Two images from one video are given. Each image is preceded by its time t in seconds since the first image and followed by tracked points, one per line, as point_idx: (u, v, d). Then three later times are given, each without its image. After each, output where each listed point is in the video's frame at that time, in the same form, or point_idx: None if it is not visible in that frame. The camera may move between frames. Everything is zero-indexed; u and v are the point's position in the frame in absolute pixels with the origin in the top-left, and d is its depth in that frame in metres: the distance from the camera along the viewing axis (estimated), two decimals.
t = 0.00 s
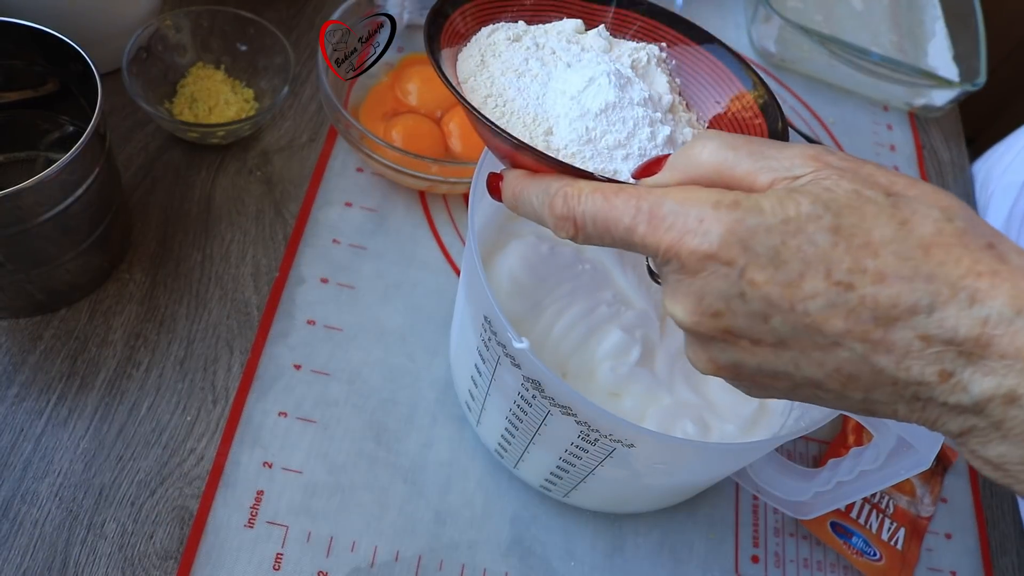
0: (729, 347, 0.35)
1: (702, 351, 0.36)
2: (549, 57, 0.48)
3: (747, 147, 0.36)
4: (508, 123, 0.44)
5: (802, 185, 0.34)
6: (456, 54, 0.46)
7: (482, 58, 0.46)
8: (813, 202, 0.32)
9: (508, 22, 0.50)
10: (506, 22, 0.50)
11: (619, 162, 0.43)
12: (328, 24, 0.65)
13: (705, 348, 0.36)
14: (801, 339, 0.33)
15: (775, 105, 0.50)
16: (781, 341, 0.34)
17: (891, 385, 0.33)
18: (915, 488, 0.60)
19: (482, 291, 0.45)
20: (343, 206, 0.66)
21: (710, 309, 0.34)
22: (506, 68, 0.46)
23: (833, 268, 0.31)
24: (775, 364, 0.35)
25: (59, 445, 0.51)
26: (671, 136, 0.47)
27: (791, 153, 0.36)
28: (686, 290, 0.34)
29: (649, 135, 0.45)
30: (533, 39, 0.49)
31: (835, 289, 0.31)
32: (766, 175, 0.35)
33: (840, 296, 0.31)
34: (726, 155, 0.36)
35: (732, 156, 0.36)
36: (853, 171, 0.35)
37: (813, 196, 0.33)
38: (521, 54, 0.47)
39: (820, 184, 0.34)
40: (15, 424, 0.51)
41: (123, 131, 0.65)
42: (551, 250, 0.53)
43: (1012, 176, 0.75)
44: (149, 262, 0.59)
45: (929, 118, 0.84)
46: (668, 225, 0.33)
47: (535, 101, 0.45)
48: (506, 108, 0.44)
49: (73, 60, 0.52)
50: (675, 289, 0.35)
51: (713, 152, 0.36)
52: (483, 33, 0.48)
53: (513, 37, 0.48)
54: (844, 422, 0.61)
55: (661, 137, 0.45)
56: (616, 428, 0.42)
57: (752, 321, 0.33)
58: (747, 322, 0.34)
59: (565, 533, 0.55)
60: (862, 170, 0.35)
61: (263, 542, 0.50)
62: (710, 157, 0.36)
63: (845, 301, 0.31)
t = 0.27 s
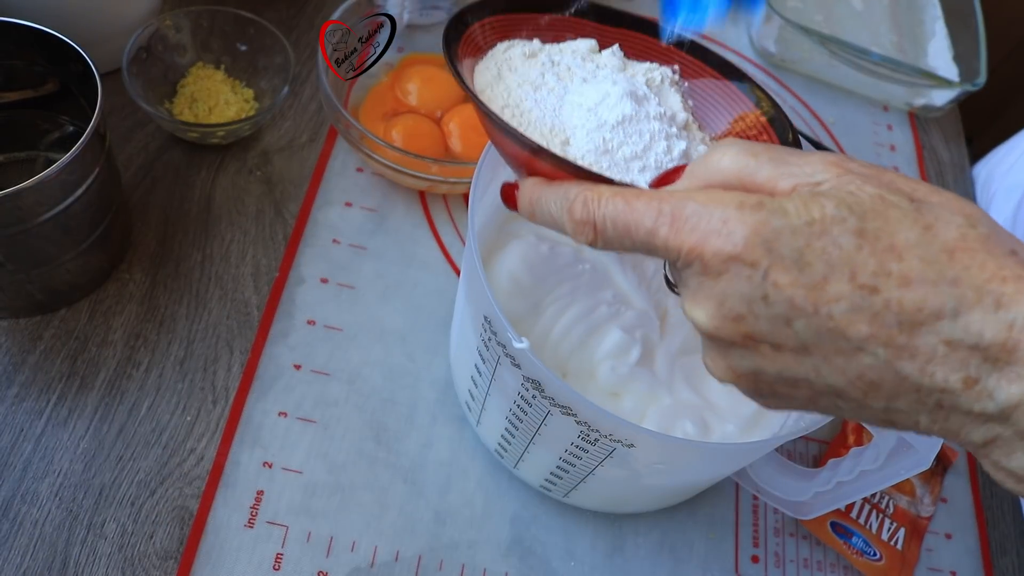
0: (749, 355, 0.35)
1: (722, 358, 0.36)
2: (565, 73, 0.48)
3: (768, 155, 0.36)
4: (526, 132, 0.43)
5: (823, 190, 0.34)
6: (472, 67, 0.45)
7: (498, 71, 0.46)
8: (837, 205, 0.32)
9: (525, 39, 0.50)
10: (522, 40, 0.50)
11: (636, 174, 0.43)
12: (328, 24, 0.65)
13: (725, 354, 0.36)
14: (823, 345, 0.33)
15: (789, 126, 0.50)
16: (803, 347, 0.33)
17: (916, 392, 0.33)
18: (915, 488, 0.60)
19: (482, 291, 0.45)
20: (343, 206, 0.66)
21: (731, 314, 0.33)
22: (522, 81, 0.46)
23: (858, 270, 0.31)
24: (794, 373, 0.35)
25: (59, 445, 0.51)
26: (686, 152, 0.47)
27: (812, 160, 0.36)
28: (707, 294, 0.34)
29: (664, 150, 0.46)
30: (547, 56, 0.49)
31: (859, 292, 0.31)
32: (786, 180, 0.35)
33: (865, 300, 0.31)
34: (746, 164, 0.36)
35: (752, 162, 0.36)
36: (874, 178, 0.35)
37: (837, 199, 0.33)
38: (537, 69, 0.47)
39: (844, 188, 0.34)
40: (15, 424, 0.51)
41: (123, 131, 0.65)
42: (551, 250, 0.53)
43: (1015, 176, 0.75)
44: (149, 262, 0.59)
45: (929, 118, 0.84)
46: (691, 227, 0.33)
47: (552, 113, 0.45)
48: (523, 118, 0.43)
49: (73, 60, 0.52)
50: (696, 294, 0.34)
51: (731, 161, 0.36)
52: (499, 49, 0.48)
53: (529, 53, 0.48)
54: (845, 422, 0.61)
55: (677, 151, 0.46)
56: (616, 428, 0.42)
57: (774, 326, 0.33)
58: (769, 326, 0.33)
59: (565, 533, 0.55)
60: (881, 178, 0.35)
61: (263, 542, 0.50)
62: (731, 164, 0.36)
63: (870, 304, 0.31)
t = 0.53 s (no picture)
0: (767, 432, 0.36)
1: (739, 433, 0.37)
2: (558, 108, 0.45)
3: (777, 212, 0.35)
4: (521, 196, 0.41)
5: (836, 263, 0.33)
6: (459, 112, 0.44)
7: (487, 116, 0.44)
8: (850, 284, 0.32)
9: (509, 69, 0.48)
10: (509, 68, 0.48)
11: (640, 226, 0.41)
12: (328, 24, 0.65)
13: (742, 431, 0.37)
14: (841, 424, 0.34)
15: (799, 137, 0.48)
16: (821, 425, 0.34)
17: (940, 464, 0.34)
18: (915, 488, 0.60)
19: (482, 291, 0.45)
20: (343, 206, 0.66)
21: (746, 398, 0.35)
22: (514, 126, 0.44)
23: (874, 353, 0.32)
24: (814, 445, 0.36)
25: (59, 444, 0.51)
26: (694, 189, 0.44)
27: (821, 223, 0.34)
28: (721, 379, 0.35)
29: (669, 192, 0.42)
30: (539, 86, 0.46)
31: (876, 375, 0.32)
32: (797, 247, 0.34)
33: (883, 382, 0.32)
34: (750, 226, 0.34)
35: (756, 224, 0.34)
36: (889, 244, 0.34)
37: (850, 276, 0.32)
38: (529, 108, 0.45)
39: (855, 261, 0.33)
40: (16, 424, 0.51)
41: (123, 131, 0.65)
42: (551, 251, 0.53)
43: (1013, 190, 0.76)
44: (149, 262, 0.59)
45: (930, 118, 0.84)
46: (699, 313, 0.33)
47: (548, 163, 0.43)
48: (517, 174, 0.42)
49: (73, 60, 0.52)
50: (710, 378, 0.35)
51: (732, 224, 0.35)
52: (486, 87, 0.46)
53: (519, 87, 0.46)
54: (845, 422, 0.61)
55: (683, 192, 0.42)
56: (616, 428, 0.42)
57: (790, 409, 0.34)
58: (785, 409, 0.34)
59: (565, 533, 0.55)
60: (896, 230, 0.35)
61: (263, 542, 0.50)
62: (737, 228, 0.34)
63: (888, 386, 0.32)
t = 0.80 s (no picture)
0: (800, 430, 0.37)
1: (773, 429, 0.38)
2: (585, 87, 0.45)
3: (809, 209, 0.34)
4: (550, 185, 0.40)
5: (865, 267, 0.33)
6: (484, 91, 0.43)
7: (513, 97, 0.43)
8: (880, 290, 0.32)
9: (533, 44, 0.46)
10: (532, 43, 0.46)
11: (670, 216, 0.40)
12: (328, 24, 0.65)
13: (776, 429, 0.38)
14: (873, 425, 0.35)
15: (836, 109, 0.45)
16: (852, 426, 0.35)
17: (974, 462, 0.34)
18: (915, 488, 0.60)
19: (482, 291, 0.45)
20: (343, 206, 0.66)
21: (777, 400, 0.35)
22: (539, 109, 0.43)
23: (905, 359, 0.32)
24: (847, 444, 0.37)
25: (59, 445, 0.51)
26: (726, 170, 0.42)
27: (852, 222, 0.34)
28: (752, 382, 0.35)
29: (700, 176, 0.41)
30: (565, 62, 0.46)
31: (908, 381, 0.32)
32: (828, 248, 0.34)
33: (915, 388, 0.32)
34: (780, 225, 0.34)
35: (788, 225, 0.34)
36: (922, 245, 0.34)
37: (880, 280, 0.32)
38: (554, 87, 0.44)
39: (886, 265, 0.33)
40: (15, 424, 0.51)
41: (123, 131, 0.65)
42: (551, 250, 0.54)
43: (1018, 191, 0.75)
44: (149, 262, 0.59)
45: (929, 118, 0.85)
46: (728, 320, 0.33)
47: (575, 149, 0.42)
48: (544, 162, 0.41)
49: (73, 60, 0.52)
50: (741, 380, 0.36)
51: (764, 221, 0.34)
52: (511, 62, 0.45)
53: (544, 63, 0.45)
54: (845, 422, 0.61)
55: (715, 175, 0.41)
56: (616, 428, 0.42)
57: (822, 411, 0.35)
58: (816, 411, 0.35)
59: (565, 533, 0.55)
60: (930, 227, 0.34)
61: (262, 542, 0.50)
62: (767, 225, 0.34)
63: (919, 391, 0.32)
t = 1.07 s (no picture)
0: (854, 451, 0.38)
1: (826, 452, 0.39)
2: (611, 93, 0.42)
3: (858, 228, 0.33)
4: (583, 204, 0.37)
5: (920, 291, 0.32)
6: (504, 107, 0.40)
7: (537, 109, 0.41)
8: (939, 316, 0.31)
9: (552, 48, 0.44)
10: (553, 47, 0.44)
11: (708, 230, 0.37)
12: (328, 24, 0.65)
13: (829, 450, 0.38)
14: (932, 450, 0.35)
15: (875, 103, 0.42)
16: (910, 450, 0.36)
17: None
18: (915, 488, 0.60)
19: (482, 291, 0.45)
20: (343, 206, 0.66)
21: (833, 426, 0.36)
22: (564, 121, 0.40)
23: (967, 387, 0.32)
24: (904, 467, 0.37)
25: (60, 445, 0.51)
26: (762, 177, 0.40)
27: (904, 243, 0.33)
28: (806, 408, 0.36)
29: (736, 186, 0.38)
30: (588, 67, 0.43)
31: (969, 407, 0.32)
32: (881, 271, 0.33)
33: (976, 414, 0.32)
34: (834, 244, 0.33)
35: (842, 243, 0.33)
36: (979, 266, 0.33)
37: (939, 305, 0.31)
38: (580, 95, 0.41)
39: (942, 289, 0.32)
40: (15, 424, 0.51)
41: (123, 131, 0.65)
42: (551, 250, 0.54)
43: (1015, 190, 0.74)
44: (149, 262, 0.59)
45: (930, 118, 0.84)
46: (781, 349, 0.33)
47: (606, 164, 0.39)
48: (575, 180, 0.38)
49: (73, 60, 0.52)
50: (795, 406, 0.36)
51: (817, 242, 0.33)
52: (532, 72, 0.42)
53: (567, 70, 0.42)
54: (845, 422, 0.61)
55: (752, 184, 0.39)
56: (616, 428, 0.42)
57: (879, 436, 0.35)
58: (873, 435, 0.35)
59: (566, 532, 0.55)
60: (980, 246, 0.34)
61: (262, 542, 0.50)
62: (815, 247, 0.33)
63: (981, 418, 0.32)
